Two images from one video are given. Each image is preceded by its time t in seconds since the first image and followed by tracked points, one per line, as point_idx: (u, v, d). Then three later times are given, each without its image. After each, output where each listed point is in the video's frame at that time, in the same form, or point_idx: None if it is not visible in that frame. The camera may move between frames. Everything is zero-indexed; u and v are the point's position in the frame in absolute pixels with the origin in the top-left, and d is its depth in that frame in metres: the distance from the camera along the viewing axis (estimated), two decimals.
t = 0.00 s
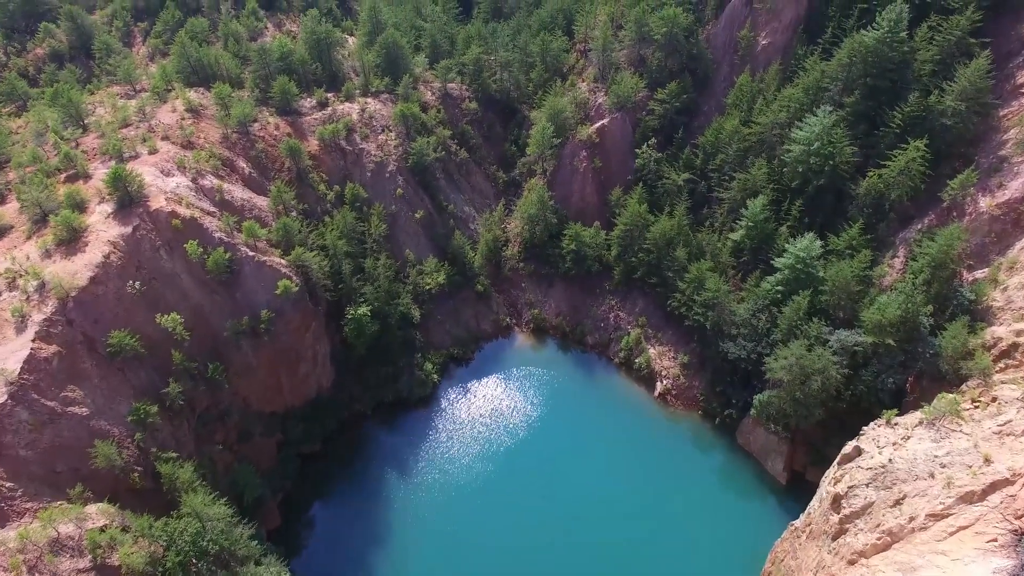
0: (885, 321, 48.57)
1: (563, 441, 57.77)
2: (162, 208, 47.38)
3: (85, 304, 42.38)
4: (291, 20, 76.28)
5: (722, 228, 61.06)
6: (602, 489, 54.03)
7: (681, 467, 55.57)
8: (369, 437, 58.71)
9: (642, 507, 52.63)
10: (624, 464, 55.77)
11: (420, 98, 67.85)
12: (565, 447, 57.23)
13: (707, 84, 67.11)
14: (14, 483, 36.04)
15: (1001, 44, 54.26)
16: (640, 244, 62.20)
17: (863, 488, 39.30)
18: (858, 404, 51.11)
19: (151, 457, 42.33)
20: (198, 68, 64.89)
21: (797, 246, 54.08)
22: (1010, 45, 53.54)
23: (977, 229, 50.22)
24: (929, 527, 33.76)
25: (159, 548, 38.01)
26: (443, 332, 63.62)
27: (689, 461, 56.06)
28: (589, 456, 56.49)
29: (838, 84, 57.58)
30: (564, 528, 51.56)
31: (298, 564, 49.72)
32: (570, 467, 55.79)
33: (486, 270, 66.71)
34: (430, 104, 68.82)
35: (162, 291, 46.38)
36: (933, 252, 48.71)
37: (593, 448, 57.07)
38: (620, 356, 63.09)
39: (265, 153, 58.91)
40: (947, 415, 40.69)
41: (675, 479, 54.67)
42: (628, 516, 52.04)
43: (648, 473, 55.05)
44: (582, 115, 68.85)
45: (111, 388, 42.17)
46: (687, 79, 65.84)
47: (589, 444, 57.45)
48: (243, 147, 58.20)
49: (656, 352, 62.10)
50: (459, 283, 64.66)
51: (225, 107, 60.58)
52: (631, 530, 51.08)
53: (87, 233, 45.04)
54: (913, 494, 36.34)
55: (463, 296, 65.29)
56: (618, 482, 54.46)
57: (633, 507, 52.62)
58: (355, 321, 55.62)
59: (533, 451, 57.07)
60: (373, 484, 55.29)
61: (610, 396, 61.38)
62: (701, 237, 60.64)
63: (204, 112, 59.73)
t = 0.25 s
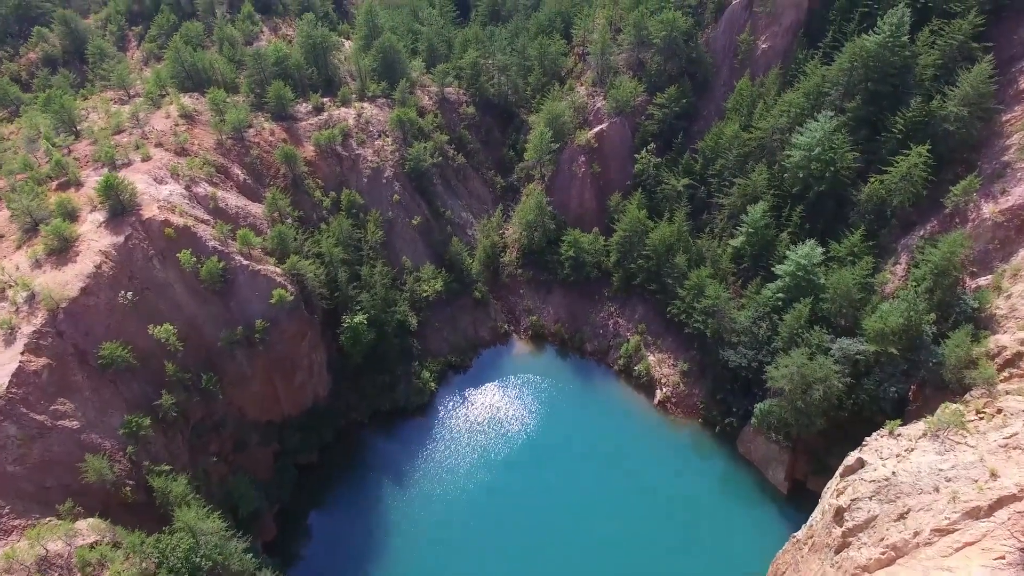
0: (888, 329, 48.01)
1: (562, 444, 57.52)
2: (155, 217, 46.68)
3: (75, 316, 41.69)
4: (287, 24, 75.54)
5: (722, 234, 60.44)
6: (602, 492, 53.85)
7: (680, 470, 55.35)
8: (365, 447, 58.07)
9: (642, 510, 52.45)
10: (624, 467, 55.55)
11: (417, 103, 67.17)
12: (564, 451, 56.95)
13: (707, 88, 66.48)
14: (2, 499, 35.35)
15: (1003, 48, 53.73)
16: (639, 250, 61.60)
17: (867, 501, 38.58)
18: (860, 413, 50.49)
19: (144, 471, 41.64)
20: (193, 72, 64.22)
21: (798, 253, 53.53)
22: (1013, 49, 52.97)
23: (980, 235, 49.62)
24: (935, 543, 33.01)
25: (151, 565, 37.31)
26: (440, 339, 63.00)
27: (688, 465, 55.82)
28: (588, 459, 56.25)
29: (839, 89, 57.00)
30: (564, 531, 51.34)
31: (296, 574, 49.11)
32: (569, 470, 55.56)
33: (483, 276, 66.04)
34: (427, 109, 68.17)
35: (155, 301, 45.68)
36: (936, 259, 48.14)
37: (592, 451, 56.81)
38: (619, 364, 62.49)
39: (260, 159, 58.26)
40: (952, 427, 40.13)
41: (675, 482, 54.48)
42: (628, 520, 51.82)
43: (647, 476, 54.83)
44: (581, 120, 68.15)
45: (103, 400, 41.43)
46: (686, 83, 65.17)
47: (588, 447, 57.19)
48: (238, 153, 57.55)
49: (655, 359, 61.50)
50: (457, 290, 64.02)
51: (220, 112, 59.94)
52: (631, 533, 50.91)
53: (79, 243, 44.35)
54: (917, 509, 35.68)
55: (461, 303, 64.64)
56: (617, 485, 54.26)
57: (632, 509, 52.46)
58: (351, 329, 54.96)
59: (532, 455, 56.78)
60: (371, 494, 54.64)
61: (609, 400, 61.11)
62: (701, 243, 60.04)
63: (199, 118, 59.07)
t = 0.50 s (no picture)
0: (890, 337, 47.42)
1: (561, 448, 57.18)
2: (147, 225, 46.03)
3: (66, 326, 41.02)
4: (282, 27, 74.90)
5: (721, 240, 59.90)
6: (602, 494, 53.63)
7: (680, 474, 55.09)
8: (362, 455, 57.46)
9: (642, 513, 52.17)
10: (623, 471, 55.26)
11: (414, 107, 66.57)
12: (563, 455, 56.62)
13: (706, 92, 65.90)
14: None
15: (1005, 52, 53.20)
16: (638, 256, 61.03)
17: (869, 513, 37.95)
18: (862, 421, 49.85)
19: (136, 483, 40.92)
20: (187, 77, 63.58)
21: (799, 259, 53.01)
22: (1015, 53, 52.44)
23: (982, 241, 49.07)
24: (939, 557, 32.42)
25: None
26: (438, 346, 62.37)
27: (687, 469, 55.53)
28: (588, 463, 55.93)
29: (839, 93, 56.45)
30: (565, 534, 51.10)
31: None
32: (568, 474, 55.25)
33: (481, 282, 65.37)
34: (424, 113, 67.59)
35: (148, 311, 45.02)
36: (938, 266, 47.61)
37: (591, 455, 56.51)
38: (618, 370, 61.92)
39: (255, 165, 57.63)
40: (956, 438, 39.59)
41: (674, 485, 54.22)
42: (628, 523, 51.54)
43: (647, 480, 54.58)
44: (579, 124, 67.47)
45: (94, 412, 40.74)
46: (685, 87, 64.56)
47: (587, 451, 56.87)
48: (233, 159, 56.90)
49: (655, 366, 60.91)
50: (454, 297, 63.41)
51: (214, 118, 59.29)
52: (632, 536, 50.62)
53: (70, 252, 43.69)
54: (922, 521, 35.04)
55: (458, 309, 64.01)
56: (617, 488, 53.96)
57: (633, 512, 52.25)
58: (347, 337, 54.34)
59: (531, 459, 56.44)
60: (369, 502, 54.04)
61: (607, 404, 60.77)
62: (700, 249, 59.51)
63: (193, 124, 58.44)
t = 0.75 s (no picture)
0: (891, 346, 46.78)
1: (559, 458, 56.45)
2: (137, 236, 45.22)
3: (54, 340, 40.21)
4: (276, 32, 74.08)
5: (721, 247, 59.26)
6: (602, 500, 53.22)
7: (679, 484, 54.37)
8: (358, 466, 56.66)
9: (642, 519, 51.81)
10: (622, 481, 54.55)
11: (409, 113, 65.82)
12: (561, 466, 55.88)
13: (704, 96, 65.13)
14: None
15: (1007, 57, 52.59)
16: (637, 263, 60.38)
17: (872, 528, 37.05)
18: (864, 430, 49.06)
19: (127, 500, 39.98)
20: (180, 83, 62.77)
21: (798, 267, 52.43)
22: (1017, 58, 51.86)
23: (984, 249, 48.46)
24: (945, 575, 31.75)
25: None
26: (434, 355, 61.64)
27: (686, 479, 54.83)
28: (586, 473, 55.22)
29: (839, 99, 55.82)
30: (565, 541, 50.68)
31: None
32: (567, 484, 54.50)
33: (478, 290, 64.58)
34: (420, 119, 66.82)
35: (138, 323, 44.18)
36: (940, 274, 47.02)
37: (590, 465, 55.80)
38: (617, 379, 61.26)
39: (247, 173, 56.80)
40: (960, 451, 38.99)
41: (673, 496, 53.52)
42: (627, 535, 50.79)
43: (645, 490, 53.85)
44: (577, 129, 66.70)
45: (83, 427, 39.90)
46: (684, 91, 63.81)
47: (585, 461, 56.14)
48: (226, 167, 56.10)
49: (654, 375, 60.24)
50: (451, 305, 62.70)
51: (207, 125, 58.53)
52: (632, 542, 50.25)
53: (58, 264, 42.87)
54: (926, 538, 34.28)
55: (454, 317, 63.30)
56: (617, 494, 53.58)
57: (634, 518, 51.87)
58: (342, 347, 53.85)
59: (529, 470, 55.71)
60: (365, 513, 53.26)
61: (606, 414, 60.04)
62: (699, 256, 58.85)
63: (185, 131, 57.63)
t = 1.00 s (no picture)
0: (893, 356, 46.12)
1: (557, 468, 55.69)
2: (129, 246, 44.51)
3: (43, 353, 39.48)
4: (271, 36, 73.42)
5: (721, 253, 58.66)
6: (602, 507, 52.75)
7: (679, 495, 53.59)
8: (354, 476, 55.79)
9: (642, 525, 51.36)
10: (621, 492, 53.77)
11: (406, 118, 65.18)
12: (559, 476, 55.10)
13: (704, 101, 64.43)
14: None
15: (1010, 61, 51.95)
16: (636, 270, 59.81)
17: (875, 543, 36.29)
18: (866, 441, 48.59)
19: (117, 515, 39.22)
20: (174, 88, 62.09)
21: (799, 275, 51.82)
22: (1020, 62, 51.28)
23: (987, 256, 47.87)
24: None
25: None
26: (431, 363, 60.97)
27: (687, 490, 54.05)
28: (585, 484, 54.47)
29: (840, 104, 55.23)
30: (564, 548, 50.18)
31: None
32: (565, 495, 53.71)
33: (475, 297, 63.91)
34: (416, 124, 66.17)
35: (129, 335, 43.41)
36: (943, 282, 46.42)
37: (589, 475, 55.04)
38: (616, 387, 60.63)
39: (242, 180, 56.10)
40: (965, 465, 38.48)
41: (673, 507, 52.74)
42: (626, 547, 49.97)
43: (645, 501, 53.07)
44: (575, 134, 66.05)
45: (73, 442, 39.13)
46: (683, 96, 63.19)
47: (585, 471, 55.37)
48: (219, 174, 55.42)
49: (653, 383, 59.61)
50: (448, 312, 62.05)
51: (201, 131, 57.87)
52: (632, 549, 49.79)
53: (48, 274, 42.15)
54: (931, 554, 33.59)
55: (452, 324, 62.65)
56: (617, 501, 53.12)
57: (634, 525, 51.41)
58: (338, 356, 53.13)
59: (527, 480, 54.94)
60: (362, 524, 52.46)
61: (605, 423, 59.31)
62: (699, 263, 58.25)
63: (178, 137, 56.95)
